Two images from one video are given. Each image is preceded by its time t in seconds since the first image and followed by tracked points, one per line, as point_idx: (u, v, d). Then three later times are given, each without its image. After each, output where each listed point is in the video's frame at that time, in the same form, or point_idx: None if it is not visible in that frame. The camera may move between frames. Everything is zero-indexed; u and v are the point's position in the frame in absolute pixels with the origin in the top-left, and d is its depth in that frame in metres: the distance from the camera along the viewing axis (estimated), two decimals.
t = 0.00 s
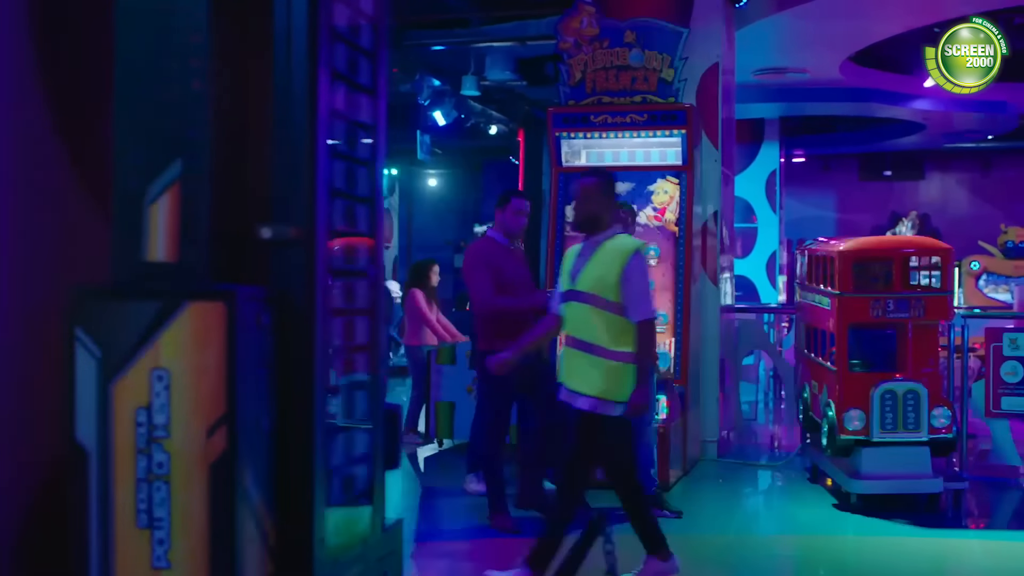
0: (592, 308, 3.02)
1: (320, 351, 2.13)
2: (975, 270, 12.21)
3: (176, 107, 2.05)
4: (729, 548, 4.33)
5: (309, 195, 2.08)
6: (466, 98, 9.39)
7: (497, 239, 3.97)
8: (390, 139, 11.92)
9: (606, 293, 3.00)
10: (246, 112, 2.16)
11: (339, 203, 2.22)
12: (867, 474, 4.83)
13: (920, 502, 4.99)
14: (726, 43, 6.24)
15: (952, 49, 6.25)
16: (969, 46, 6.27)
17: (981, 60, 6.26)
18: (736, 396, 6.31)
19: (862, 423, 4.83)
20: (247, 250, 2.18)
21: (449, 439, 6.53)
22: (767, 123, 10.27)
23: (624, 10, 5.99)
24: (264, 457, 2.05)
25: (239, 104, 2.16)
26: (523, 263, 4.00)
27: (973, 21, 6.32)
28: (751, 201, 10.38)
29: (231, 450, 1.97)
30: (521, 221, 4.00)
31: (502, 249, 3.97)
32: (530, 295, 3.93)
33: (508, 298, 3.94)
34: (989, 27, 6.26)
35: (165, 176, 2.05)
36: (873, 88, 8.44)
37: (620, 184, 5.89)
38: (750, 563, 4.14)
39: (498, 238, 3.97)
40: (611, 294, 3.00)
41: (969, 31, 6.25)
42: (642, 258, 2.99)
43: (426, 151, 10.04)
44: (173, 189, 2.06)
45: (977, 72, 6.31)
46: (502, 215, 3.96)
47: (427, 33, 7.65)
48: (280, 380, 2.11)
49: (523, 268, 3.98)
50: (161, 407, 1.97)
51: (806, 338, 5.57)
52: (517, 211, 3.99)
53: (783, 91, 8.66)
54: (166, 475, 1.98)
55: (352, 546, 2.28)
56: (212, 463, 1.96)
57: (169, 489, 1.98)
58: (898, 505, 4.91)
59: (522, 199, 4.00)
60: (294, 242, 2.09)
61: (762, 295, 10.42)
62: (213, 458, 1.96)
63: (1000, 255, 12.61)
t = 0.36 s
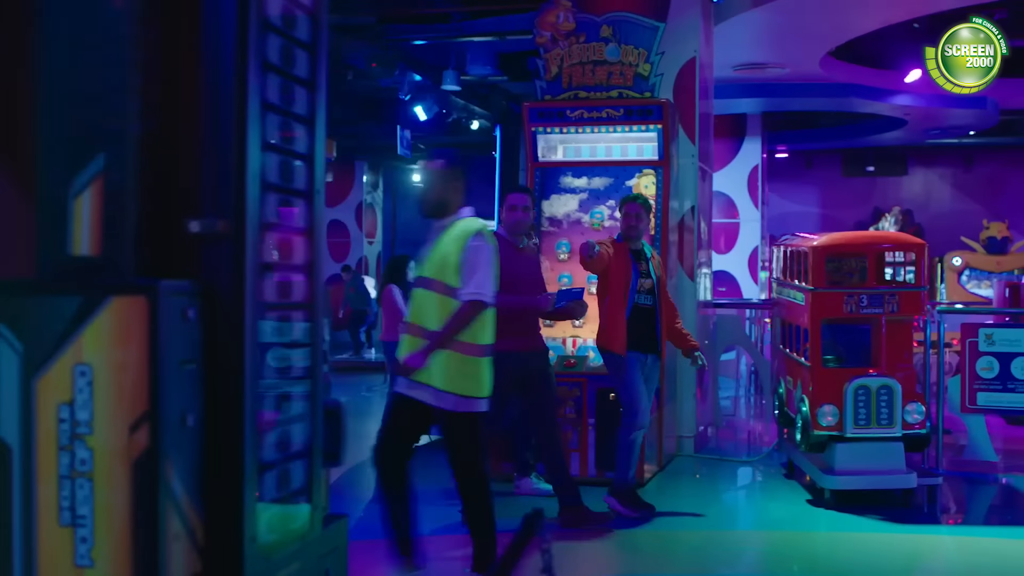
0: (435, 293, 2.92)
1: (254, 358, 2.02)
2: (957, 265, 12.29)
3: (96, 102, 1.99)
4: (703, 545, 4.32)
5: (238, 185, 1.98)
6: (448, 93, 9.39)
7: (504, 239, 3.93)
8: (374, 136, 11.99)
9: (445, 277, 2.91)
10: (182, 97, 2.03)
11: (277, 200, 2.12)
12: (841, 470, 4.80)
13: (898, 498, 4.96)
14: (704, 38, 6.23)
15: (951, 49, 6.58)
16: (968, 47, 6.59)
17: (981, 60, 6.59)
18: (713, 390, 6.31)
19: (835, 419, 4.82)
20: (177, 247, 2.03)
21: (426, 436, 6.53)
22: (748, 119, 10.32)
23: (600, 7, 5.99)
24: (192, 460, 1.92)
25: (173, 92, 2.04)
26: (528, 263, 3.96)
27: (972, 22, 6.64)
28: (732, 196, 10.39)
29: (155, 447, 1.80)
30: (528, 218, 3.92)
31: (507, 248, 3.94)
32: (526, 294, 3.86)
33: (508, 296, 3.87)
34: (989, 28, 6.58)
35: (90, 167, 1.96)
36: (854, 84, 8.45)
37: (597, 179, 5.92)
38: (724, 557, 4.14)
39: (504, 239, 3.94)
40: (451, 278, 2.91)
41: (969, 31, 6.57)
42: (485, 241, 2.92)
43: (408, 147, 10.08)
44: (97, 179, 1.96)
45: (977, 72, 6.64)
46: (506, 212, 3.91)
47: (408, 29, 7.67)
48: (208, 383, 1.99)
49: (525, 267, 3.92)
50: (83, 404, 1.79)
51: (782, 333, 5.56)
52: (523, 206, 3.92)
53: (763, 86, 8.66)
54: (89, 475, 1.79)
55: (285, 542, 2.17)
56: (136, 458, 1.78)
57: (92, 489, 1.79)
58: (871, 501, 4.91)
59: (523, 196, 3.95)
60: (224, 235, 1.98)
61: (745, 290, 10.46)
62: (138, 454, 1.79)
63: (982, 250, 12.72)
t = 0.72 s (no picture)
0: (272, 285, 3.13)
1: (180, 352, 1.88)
2: (937, 260, 12.32)
3: (13, 88, 1.80)
4: (673, 541, 4.31)
5: (167, 172, 1.84)
6: (427, 88, 9.38)
7: (518, 229, 4.09)
8: (354, 130, 11.99)
9: (283, 272, 3.11)
10: (104, 76, 1.86)
11: (205, 187, 1.98)
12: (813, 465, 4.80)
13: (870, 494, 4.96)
14: (680, 32, 6.22)
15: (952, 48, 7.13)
16: (969, 46, 7.16)
17: (981, 60, 7.14)
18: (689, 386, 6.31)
19: (806, 414, 4.82)
20: (103, 241, 1.88)
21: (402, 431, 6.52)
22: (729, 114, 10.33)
23: (575, 1, 5.98)
24: (117, 461, 1.82)
25: (97, 72, 1.87)
26: (541, 254, 4.10)
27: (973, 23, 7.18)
28: (711, 190, 10.38)
29: (76, 448, 1.72)
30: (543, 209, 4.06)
31: (520, 238, 4.09)
32: (530, 285, 4.00)
33: (514, 286, 4.02)
34: (988, 29, 7.12)
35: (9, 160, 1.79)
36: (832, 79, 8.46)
37: (572, 174, 5.90)
38: (693, 553, 4.14)
39: (518, 229, 4.10)
40: (288, 272, 3.11)
41: (969, 31, 7.12)
42: (324, 238, 3.15)
43: (386, 141, 10.07)
44: (19, 176, 1.80)
45: (977, 71, 7.20)
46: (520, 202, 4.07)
47: (386, 23, 7.66)
48: (137, 386, 1.85)
49: (536, 258, 4.06)
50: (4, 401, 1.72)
51: (755, 328, 5.55)
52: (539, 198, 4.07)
53: (742, 81, 8.65)
54: (12, 470, 1.73)
55: (217, 541, 2.05)
56: (55, 459, 1.72)
57: (14, 485, 1.74)
58: (842, 496, 4.90)
59: (538, 187, 4.10)
60: (154, 229, 1.84)
61: (725, 285, 10.47)
62: (57, 454, 1.72)
63: (962, 245, 12.76)
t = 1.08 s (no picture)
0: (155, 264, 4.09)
1: (106, 338, 1.96)
2: (915, 255, 12.34)
3: None
4: (642, 537, 4.31)
5: (89, 171, 1.93)
6: (403, 82, 9.37)
7: (512, 222, 4.08)
8: (332, 126, 11.99)
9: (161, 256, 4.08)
10: (34, 76, 1.98)
11: (136, 183, 2.07)
12: (782, 461, 4.78)
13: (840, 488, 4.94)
14: (653, 27, 6.20)
15: (954, 47, 7.32)
16: (969, 46, 7.36)
17: (981, 60, 7.34)
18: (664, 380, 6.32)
19: (776, 409, 4.81)
20: (31, 235, 1.99)
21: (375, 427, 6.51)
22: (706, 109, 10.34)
23: None
24: (38, 452, 1.94)
25: (26, 73, 1.98)
26: (533, 248, 4.11)
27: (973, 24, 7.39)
28: (689, 185, 10.38)
29: None
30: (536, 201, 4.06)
31: (514, 231, 4.09)
32: (521, 280, 4.00)
33: (505, 281, 4.03)
34: (988, 30, 7.33)
35: None
36: (808, 74, 8.46)
37: (546, 168, 5.88)
38: (661, 549, 4.12)
39: (513, 221, 4.09)
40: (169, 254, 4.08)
41: (971, 31, 7.31)
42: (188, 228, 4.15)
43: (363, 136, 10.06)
44: None
45: (977, 71, 7.39)
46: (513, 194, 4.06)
47: (360, 18, 7.65)
48: (59, 376, 1.95)
49: (528, 253, 4.07)
50: None
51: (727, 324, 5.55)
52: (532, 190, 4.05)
53: (719, 76, 8.64)
54: None
55: (150, 533, 2.13)
56: None
57: None
58: (812, 491, 4.90)
59: (533, 180, 4.09)
60: (74, 224, 1.94)
61: (703, 281, 10.48)
62: None
63: (939, 241, 12.80)
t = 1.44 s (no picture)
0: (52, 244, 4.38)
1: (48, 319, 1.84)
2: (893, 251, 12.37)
3: None
4: (612, 535, 4.30)
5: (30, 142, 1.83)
6: (380, 79, 9.35)
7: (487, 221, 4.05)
8: (310, 123, 11.96)
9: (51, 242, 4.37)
10: None
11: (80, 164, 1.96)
12: (751, 457, 4.77)
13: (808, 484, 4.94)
14: (626, 23, 6.19)
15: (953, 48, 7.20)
16: (968, 46, 7.21)
17: (981, 60, 7.22)
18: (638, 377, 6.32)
19: (746, 406, 4.79)
20: None
21: (348, 425, 6.49)
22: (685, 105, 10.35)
23: None
24: None
25: None
26: (509, 245, 4.09)
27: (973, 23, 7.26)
28: (667, 182, 10.37)
29: None
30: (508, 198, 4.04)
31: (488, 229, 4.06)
32: (506, 278, 3.98)
33: (488, 280, 4.00)
34: (988, 29, 7.20)
35: None
36: (784, 71, 8.46)
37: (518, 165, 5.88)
38: (630, 548, 4.11)
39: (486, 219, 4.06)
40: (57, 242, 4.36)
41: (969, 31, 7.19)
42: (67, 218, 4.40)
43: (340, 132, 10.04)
44: None
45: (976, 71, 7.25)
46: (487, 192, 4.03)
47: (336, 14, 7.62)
48: None
49: (506, 251, 4.05)
50: None
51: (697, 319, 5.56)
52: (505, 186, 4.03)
53: (696, 72, 8.62)
54: None
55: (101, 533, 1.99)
56: None
57: None
58: (782, 488, 4.90)
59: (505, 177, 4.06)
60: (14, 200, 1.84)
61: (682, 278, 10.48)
62: None
63: (917, 237, 12.83)
